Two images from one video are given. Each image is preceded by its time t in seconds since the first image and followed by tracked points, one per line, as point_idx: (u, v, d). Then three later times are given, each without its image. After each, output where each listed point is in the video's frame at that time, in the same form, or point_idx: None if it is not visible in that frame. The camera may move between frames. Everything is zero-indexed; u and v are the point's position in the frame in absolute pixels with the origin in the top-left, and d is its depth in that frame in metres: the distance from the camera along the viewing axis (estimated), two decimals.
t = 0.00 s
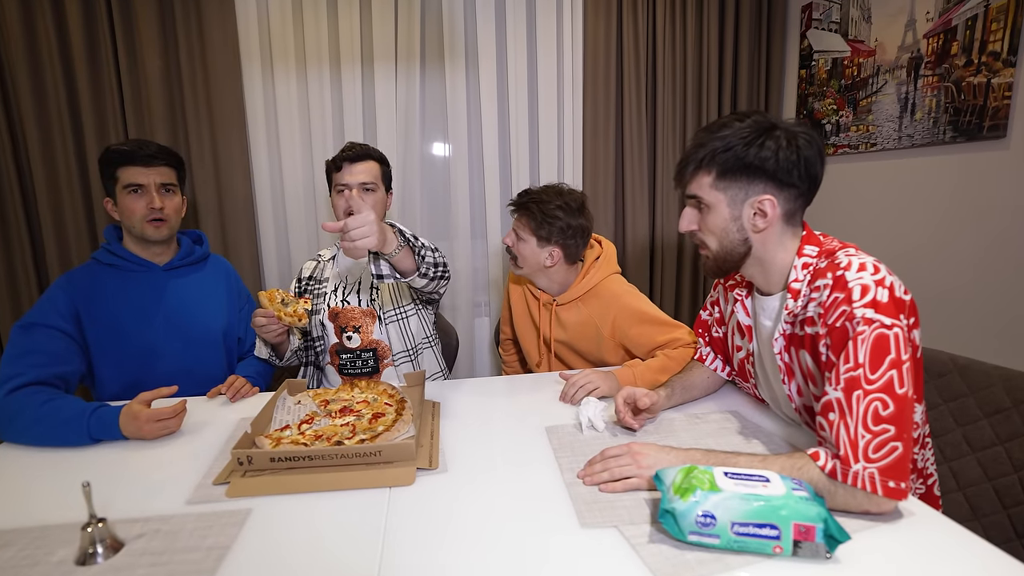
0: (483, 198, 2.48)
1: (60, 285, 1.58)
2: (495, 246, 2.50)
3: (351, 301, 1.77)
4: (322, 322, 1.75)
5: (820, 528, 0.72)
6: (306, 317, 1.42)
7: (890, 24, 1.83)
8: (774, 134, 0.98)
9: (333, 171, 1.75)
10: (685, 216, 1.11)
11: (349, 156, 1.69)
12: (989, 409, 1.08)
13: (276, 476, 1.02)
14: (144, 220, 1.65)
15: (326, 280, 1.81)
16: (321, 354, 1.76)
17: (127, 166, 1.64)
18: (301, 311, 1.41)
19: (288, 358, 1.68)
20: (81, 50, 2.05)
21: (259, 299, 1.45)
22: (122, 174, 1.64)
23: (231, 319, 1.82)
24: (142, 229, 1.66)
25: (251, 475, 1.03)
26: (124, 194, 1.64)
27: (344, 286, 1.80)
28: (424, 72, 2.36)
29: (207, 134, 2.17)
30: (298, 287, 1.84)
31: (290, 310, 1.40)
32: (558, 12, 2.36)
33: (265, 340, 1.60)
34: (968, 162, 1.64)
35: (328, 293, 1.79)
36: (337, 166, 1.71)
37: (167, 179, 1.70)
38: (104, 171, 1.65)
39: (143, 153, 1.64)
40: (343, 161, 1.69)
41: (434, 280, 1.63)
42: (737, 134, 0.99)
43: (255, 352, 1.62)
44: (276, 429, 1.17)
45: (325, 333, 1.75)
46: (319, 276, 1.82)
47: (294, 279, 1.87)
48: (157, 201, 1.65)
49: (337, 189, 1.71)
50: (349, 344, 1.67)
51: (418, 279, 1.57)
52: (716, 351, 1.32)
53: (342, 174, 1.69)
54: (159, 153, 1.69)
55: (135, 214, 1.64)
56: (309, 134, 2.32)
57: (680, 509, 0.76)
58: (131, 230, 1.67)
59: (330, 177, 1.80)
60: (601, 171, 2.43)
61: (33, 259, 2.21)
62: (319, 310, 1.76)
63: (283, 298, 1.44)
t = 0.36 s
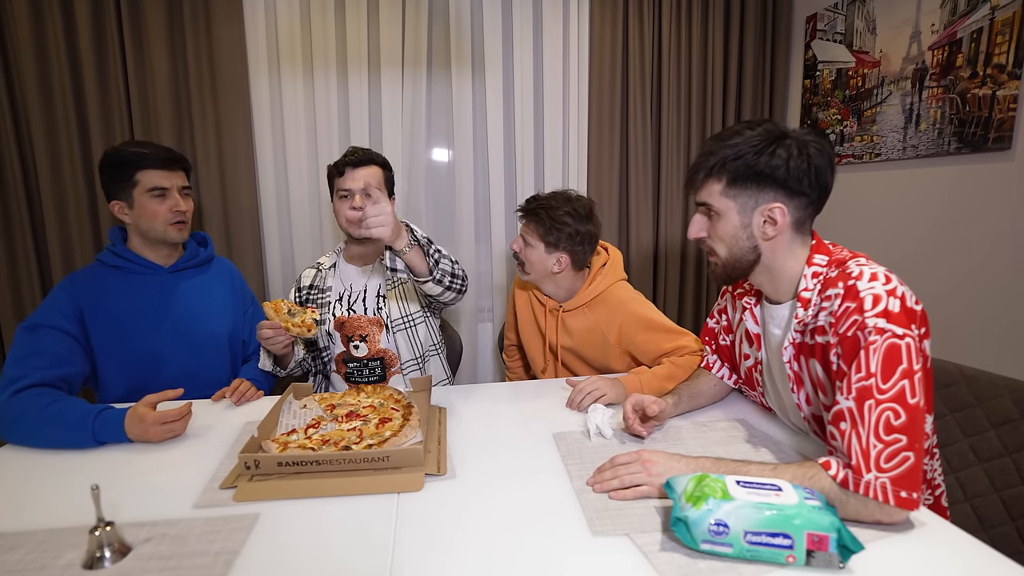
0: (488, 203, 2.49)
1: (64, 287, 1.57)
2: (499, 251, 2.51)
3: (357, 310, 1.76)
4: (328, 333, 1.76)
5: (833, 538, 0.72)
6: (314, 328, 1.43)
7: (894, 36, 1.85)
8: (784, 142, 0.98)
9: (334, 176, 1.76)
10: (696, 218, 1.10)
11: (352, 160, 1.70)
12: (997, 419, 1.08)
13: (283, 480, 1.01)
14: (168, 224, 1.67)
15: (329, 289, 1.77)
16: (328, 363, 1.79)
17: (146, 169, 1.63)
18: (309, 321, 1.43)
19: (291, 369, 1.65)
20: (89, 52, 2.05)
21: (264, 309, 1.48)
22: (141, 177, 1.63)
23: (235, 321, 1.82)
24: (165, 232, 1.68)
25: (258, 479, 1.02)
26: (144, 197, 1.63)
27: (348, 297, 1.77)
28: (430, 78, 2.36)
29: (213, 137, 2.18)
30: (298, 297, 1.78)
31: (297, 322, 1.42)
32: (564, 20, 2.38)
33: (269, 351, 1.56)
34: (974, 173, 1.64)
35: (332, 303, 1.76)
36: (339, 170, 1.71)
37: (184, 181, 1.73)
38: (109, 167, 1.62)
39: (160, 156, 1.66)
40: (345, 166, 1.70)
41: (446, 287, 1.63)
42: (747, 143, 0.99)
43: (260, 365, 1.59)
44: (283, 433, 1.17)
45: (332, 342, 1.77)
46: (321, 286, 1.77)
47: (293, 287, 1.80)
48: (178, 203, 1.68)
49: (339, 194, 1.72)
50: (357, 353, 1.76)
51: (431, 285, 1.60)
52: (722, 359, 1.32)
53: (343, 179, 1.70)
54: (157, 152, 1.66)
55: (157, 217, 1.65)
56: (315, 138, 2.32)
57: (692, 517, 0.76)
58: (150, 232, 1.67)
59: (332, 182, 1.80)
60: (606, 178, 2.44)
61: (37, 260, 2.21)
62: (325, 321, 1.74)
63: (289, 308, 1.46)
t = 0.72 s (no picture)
0: (488, 204, 2.50)
1: (63, 285, 1.57)
2: (498, 251, 2.52)
3: (364, 313, 1.77)
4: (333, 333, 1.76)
5: (827, 536, 0.73)
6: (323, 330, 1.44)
7: (891, 43, 1.87)
8: (782, 146, 0.99)
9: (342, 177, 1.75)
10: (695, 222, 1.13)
11: (359, 162, 1.70)
12: (988, 422, 1.10)
13: (285, 477, 1.02)
14: (184, 220, 1.71)
15: (334, 289, 1.78)
16: (328, 363, 1.78)
17: (160, 168, 1.66)
18: (318, 324, 1.44)
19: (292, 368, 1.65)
20: (90, 50, 2.06)
21: (272, 309, 1.48)
22: (157, 176, 1.65)
23: (234, 318, 1.83)
24: (181, 229, 1.71)
25: (260, 475, 1.03)
26: (159, 196, 1.65)
27: (354, 297, 1.78)
28: (430, 79, 2.38)
29: (214, 136, 2.18)
30: (301, 295, 1.77)
31: (306, 323, 1.43)
32: (565, 23, 2.40)
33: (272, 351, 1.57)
34: (970, 179, 1.66)
35: (338, 303, 1.77)
36: (347, 173, 1.71)
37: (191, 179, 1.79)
38: (113, 164, 1.62)
39: (169, 155, 1.68)
40: (352, 168, 1.70)
41: (468, 309, 1.77)
42: (745, 146, 1.01)
43: (263, 364, 1.59)
44: (284, 431, 1.17)
45: (334, 343, 1.77)
46: (325, 284, 1.77)
47: (295, 284, 1.78)
48: (191, 200, 1.73)
49: (346, 196, 1.72)
50: (359, 355, 1.76)
51: (454, 303, 1.74)
52: (719, 361, 1.33)
53: (352, 182, 1.70)
54: (157, 151, 1.67)
55: (173, 215, 1.68)
56: (315, 137, 2.33)
57: (689, 514, 0.77)
58: (162, 230, 1.69)
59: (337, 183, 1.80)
60: (605, 181, 2.46)
61: (36, 258, 2.21)
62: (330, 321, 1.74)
63: (297, 308, 1.47)
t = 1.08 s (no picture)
0: (503, 209, 2.52)
1: (94, 288, 1.61)
2: (514, 255, 2.54)
3: (380, 313, 1.80)
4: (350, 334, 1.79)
5: (840, 544, 0.73)
6: (343, 329, 1.47)
7: (912, 46, 1.84)
8: (798, 151, 0.99)
9: (361, 184, 1.77)
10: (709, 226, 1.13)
11: (378, 169, 1.74)
12: (1011, 432, 1.08)
13: (304, 475, 1.05)
14: (192, 225, 1.73)
15: (353, 290, 1.81)
16: (347, 363, 1.82)
17: (172, 172, 1.70)
18: (339, 322, 1.47)
19: (313, 369, 1.69)
20: (120, 60, 2.13)
21: (295, 309, 1.51)
22: (168, 180, 1.69)
23: (256, 320, 1.89)
24: (189, 233, 1.73)
25: (280, 473, 1.06)
26: (170, 201, 1.70)
27: (371, 299, 1.81)
28: (447, 85, 2.41)
29: (237, 143, 2.24)
30: (321, 297, 1.82)
31: (327, 322, 1.46)
32: (581, 28, 2.41)
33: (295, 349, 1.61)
34: (992, 184, 1.63)
35: (356, 304, 1.80)
36: (366, 179, 1.74)
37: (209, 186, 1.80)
38: (140, 172, 1.69)
39: (186, 160, 1.72)
40: (371, 174, 1.73)
41: (480, 303, 1.79)
42: (762, 151, 1.01)
43: (286, 362, 1.63)
44: (303, 431, 1.20)
45: (353, 344, 1.79)
46: (344, 286, 1.81)
47: (316, 287, 1.83)
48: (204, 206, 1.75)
49: (364, 201, 1.75)
50: (377, 355, 1.78)
51: (466, 297, 1.76)
52: (734, 366, 1.33)
53: (370, 188, 1.73)
54: (178, 156, 1.72)
55: (182, 220, 1.71)
56: (335, 143, 2.37)
57: (701, 519, 0.78)
58: (175, 234, 1.73)
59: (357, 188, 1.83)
60: (621, 185, 2.46)
61: (68, 261, 2.28)
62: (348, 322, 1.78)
63: (320, 308, 1.50)
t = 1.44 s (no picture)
0: (523, 206, 2.53)
1: (133, 282, 1.71)
2: (534, 252, 2.54)
3: (398, 309, 1.82)
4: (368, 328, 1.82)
5: (855, 541, 0.72)
6: (360, 320, 1.53)
7: (945, 33, 1.78)
8: (818, 145, 0.97)
9: (381, 183, 1.81)
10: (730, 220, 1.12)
11: (397, 168, 1.77)
12: None
13: (326, 465, 1.09)
14: (209, 224, 1.78)
15: (371, 286, 1.85)
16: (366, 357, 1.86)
17: (196, 173, 1.78)
18: (356, 314, 1.53)
19: (332, 360, 1.75)
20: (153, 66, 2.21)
21: (313, 303, 1.58)
22: (191, 180, 1.78)
23: (283, 317, 1.92)
24: (207, 231, 1.79)
25: (303, 463, 1.10)
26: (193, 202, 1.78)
27: (389, 295, 1.85)
28: (468, 84, 2.42)
29: (264, 144, 2.30)
30: (340, 292, 1.86)
31: (345, 314, 1.52)
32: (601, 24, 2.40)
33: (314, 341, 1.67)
34: None
35: (374, 300, 1.83)
36: (386, 177, 1.77)
37: (231, 186, 1.83)
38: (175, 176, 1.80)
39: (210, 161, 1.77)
40: (391, 173, 1.77)
41: (495, 300, 1.80)
42: (781, 145, 0.99)
43: (305, 353, 1.68)
44: (325, 423, 1.24)
45: (371, 338, 1.83)
46: (363, 283, 1.85)
47: (335, 282, 1.87)
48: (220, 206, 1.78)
49: (384, 200, 1.79)
50: (394, 349, 1.82)
51: (481, 294, 1.78)
52: (754, 363, 1.31)
53: (390, 186, 1.76)
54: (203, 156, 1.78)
55: (200, 219, 1.78)
56: (358, 142, 2.42)
57: (712, 514, 0.78)
58: (195, 232, 1.80)
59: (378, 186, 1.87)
60: (641, 181, 2.44)
61: (105, 260, 2.39)
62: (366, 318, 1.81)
63: (336, 301, 1.59)
